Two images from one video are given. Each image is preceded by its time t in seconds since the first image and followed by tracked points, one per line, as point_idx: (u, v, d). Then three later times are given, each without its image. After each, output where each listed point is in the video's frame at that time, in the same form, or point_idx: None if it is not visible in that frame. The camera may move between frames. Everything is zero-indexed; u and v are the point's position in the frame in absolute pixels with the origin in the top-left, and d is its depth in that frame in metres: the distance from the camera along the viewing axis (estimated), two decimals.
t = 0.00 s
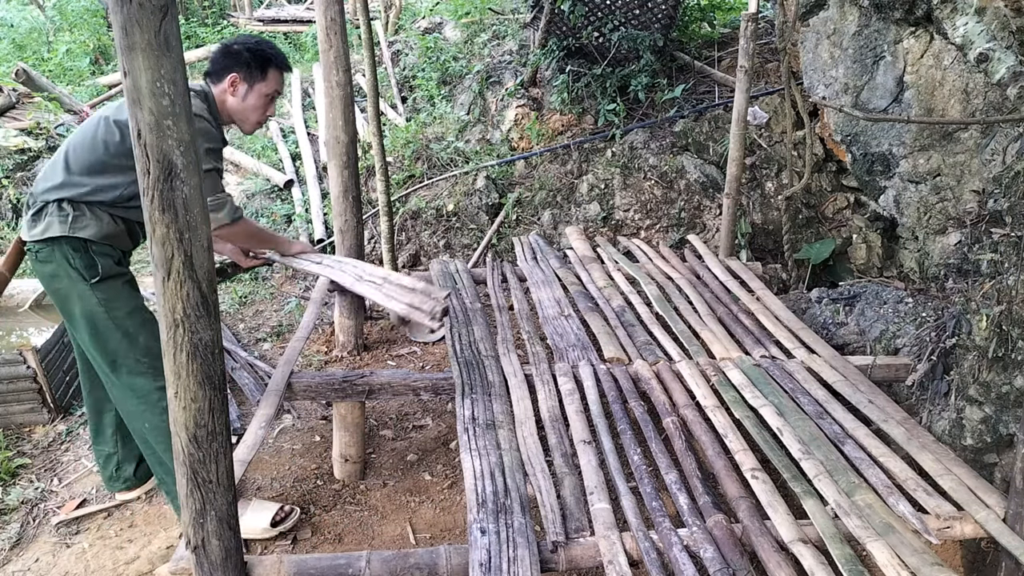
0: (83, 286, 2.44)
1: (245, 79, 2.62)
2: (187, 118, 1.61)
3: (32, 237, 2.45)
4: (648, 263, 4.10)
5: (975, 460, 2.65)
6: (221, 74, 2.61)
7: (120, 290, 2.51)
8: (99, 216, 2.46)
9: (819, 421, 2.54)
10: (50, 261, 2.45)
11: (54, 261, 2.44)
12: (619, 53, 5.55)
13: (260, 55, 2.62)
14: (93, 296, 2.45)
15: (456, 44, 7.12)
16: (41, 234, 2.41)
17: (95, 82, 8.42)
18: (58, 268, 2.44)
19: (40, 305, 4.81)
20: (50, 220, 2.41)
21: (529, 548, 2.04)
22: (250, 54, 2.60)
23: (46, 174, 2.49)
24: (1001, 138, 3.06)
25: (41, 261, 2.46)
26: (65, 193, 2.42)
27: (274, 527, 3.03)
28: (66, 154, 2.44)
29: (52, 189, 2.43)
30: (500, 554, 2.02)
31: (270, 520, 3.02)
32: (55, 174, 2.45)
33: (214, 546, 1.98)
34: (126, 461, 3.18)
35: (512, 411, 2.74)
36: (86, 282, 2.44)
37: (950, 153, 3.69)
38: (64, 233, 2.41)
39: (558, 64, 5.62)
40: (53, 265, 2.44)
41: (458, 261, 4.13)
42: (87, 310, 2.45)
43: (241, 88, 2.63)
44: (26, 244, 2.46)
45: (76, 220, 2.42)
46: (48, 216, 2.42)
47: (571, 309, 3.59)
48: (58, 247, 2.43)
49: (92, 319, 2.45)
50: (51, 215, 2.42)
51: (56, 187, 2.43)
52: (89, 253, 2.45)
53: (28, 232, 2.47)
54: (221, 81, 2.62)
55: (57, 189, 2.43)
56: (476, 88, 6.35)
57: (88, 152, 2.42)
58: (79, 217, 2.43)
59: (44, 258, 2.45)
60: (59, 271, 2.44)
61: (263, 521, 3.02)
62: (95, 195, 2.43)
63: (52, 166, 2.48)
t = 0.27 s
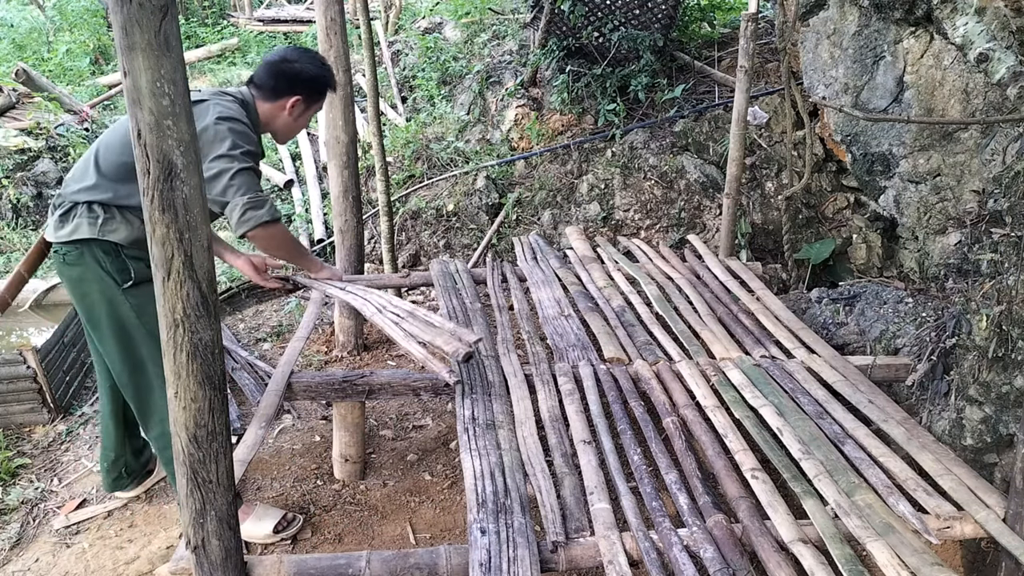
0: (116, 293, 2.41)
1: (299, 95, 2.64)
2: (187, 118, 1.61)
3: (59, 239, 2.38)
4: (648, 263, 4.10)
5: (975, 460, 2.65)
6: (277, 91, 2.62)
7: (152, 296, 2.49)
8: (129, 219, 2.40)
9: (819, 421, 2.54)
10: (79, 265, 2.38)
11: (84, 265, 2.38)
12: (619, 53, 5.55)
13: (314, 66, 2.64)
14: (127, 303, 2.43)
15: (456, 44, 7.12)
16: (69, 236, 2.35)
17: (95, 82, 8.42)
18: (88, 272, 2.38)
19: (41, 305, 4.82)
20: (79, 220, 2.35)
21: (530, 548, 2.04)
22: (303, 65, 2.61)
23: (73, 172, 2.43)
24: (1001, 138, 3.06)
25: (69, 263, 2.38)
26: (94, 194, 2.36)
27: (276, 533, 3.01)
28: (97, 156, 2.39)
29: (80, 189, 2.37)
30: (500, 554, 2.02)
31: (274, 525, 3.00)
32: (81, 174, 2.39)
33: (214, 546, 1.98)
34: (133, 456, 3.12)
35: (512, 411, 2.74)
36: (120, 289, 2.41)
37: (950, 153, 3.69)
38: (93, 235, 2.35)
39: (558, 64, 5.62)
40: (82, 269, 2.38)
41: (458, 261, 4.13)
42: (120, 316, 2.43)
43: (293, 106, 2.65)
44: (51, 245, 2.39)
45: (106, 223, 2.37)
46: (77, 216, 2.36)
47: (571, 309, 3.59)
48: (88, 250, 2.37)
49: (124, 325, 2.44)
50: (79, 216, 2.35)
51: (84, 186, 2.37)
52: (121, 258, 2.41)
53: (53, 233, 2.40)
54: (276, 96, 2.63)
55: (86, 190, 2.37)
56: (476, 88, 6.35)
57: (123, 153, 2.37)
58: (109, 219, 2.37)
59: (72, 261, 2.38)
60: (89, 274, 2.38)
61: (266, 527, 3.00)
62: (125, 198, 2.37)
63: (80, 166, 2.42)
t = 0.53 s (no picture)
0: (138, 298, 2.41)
1: (330, 101, 2.70)
2: (187, 118, 1.61)
3: (84, 242, 2.34)
4: (648, 263, 4.10)
5: (975, 460, 2.65)
6: (309, 96, 2.65)
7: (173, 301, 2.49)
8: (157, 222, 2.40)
9: (819, 421, 2.54)
10: (102, 270, 2.36)
11: (107, 271, 2.36)
12: (619, 53, 5.55)
13: (345, 74, 2.69)
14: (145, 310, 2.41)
15: (456, 44, 7.12)
16: (96, 238, 2.32)
17: (95, 82, 8.43)
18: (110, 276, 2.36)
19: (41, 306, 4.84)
20: (108, 223, 2.33)
21: (530, 548, 2.04)
22: (335, 70, 2.66)
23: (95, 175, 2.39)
24: (1001, 138, 3.06)
25: (91, 268, 2.36)
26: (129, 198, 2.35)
27: (276, 534, 3.00)
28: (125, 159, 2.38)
29: (106, 190, 2.35)
30: (500, 554, 2.02)
31: (274, 526, 2.99)
32: (104, 175, 2.37)
33: (214, 546, 1.98)
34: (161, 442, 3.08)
35: (512, 411, 2.74)
36: (142, 294, 2.41)
37: (950, 153, 3.69)
38: (123, 238, 2.33)
39: (558, 64, 5.62)
40: (105, 274, 2.36)
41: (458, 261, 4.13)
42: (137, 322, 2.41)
43: (322, 111, 2.71)
44: (74, 249, 2.35)
45: (134, 226, 2.36)
46: (104, 220, 2.34)
47: (571, 309, 3.59)
48: (114, 254, 2.35)
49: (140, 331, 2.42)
50: (107, 219, 2.33)
51: (110, 187, 2.36)
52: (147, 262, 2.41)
53: (77, 236, 2.35)
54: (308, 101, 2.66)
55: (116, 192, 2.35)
56: (476, 88, 6.35)
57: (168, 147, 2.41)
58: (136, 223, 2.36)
59: (94, 265, 2.35)
60: (111, 279, 2.36)
61: (266, 527, 2.99)
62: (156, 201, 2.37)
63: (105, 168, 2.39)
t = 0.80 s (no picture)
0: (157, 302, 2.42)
1: (343, 105, 2.51)
2: (187, 118, 1.61)
3: (101, 244, 2.31)
4: (648, 263, 4.10)
5: (975, 460, 2.65)
6: (321, 97, 2.46)
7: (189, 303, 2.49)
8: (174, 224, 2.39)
9: (819, 421, 2.54)
10: (119, 273, 2.34)
11: (125, 274, 2.34)
12: (619, 53, 5.55)
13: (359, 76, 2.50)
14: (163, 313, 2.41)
15: (456, 44, 7.12)
16: (116, 240, 2.30)
17: (95, 82, 8.43)
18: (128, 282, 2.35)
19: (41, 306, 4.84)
20: (127, 225, 2.31)
21: (530, 548, 2.04)
22: (349, 72, 2.47)
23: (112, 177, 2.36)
24: (1002, 138, 3.06)
25: (109, 271, 2.33)
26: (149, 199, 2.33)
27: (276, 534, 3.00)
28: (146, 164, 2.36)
29: (125, 190, 2.33)
30: (500, 554, 2.02)
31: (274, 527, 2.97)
32: (124, 177, 2.35)
33: (214, 546, 1.98)
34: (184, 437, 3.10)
35: (512, 411, 2.74)
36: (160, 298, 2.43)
37: (950, 153, 3.69)
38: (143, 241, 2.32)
39: (558, 64, 5.62)
40: (123, 277, 2.34)
41: (458, 261, 4.12)
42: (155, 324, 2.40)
43: (335, 115, 2.52)
44: (90, 251, 2.32)
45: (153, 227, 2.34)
46: (123, 221, 2.31)
47: (571, 309, 3.59)
48: (132, 256, 2.34)
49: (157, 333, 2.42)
50: (126, 221, 2.31)
51: (129, 188, 2.33)
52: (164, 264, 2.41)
53: (93, 239, 2.32)
54: (319, 103, 2.47)
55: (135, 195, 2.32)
56: (476, 88, 6.35)
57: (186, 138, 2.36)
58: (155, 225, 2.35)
59: (111, 269, 2.33)
60: (129, 282, 2.35)
61: (267, 529, 2.98)
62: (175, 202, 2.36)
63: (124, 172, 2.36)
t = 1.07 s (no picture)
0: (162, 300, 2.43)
1: (352, 100, 2.53)
2: (187, 118, 1.61)
3: (106, 242, 2.32)
4: (648, 263, 4.10)
5: (975, 460, 2.65)
6: (330, 94, 2.47)
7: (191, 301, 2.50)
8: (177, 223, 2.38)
9: (819, 421, 2.54)
10: (123, 270, 2.35)
11: (128, 271, 2.35)
12: (619, 53, 5.54)
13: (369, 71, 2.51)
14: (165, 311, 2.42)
15: (456, 44, 7.12)
16: (120, 240, 2.30)
17: (95, 82, 8.43)
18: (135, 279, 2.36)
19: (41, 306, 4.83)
20: (130, 225, 2.30)
21: (529, 548, 2.04)
22: (358, 67, 2.48)
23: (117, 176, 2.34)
24: (1002, 138, 3.06)
25: (113, 268, 2.35)
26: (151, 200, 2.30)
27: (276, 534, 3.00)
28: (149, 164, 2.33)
29: (128, 189, 2.31)
30: (500, 554, 2.02)
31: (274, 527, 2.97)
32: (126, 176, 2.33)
33: (213, 546, 1.98)
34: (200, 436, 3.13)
35: (512, 411, 2.74)
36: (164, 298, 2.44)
37: (950, 153, 3.69)
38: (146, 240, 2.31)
39: (558, 64, 5.62)
40: (125, 274, 2.35)
41: (458, 261, 4.12)
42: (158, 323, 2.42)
43: (343, 109, 2.54)
44: (94, 249, 2.33)
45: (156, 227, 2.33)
46: (126, 221, 2.31)
47: (571, 309, 3.59)
48: (136, 254, 2.34)
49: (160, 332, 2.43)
50: (128, 220, 2.30)
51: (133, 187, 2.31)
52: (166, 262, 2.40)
53: (98, 238, 2.32)
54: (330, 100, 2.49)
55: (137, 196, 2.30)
56: (476, 88, 6.35)
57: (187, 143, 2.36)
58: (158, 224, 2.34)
59: (115, 266, 2.34)
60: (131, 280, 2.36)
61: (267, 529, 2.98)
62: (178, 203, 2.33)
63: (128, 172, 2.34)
